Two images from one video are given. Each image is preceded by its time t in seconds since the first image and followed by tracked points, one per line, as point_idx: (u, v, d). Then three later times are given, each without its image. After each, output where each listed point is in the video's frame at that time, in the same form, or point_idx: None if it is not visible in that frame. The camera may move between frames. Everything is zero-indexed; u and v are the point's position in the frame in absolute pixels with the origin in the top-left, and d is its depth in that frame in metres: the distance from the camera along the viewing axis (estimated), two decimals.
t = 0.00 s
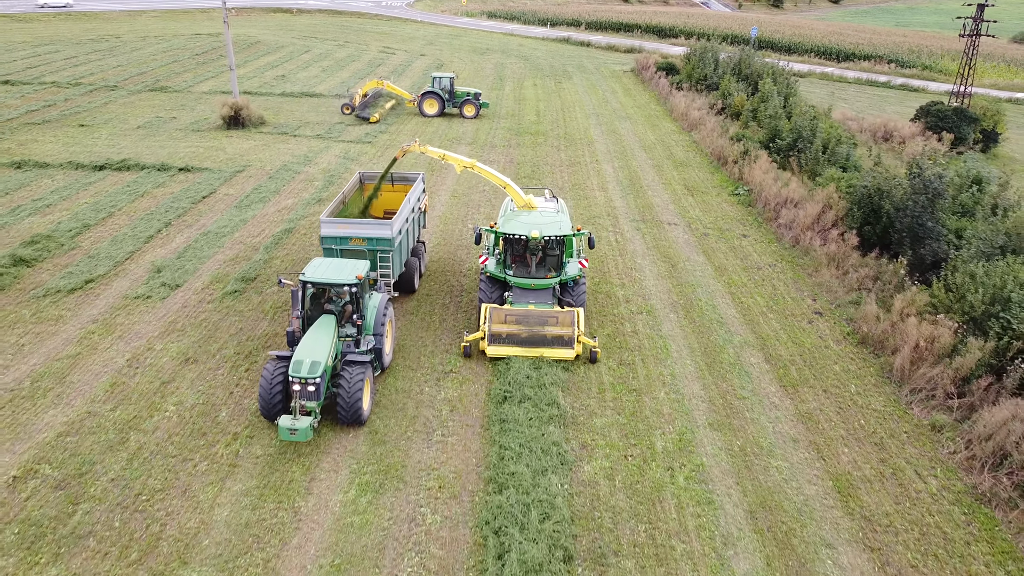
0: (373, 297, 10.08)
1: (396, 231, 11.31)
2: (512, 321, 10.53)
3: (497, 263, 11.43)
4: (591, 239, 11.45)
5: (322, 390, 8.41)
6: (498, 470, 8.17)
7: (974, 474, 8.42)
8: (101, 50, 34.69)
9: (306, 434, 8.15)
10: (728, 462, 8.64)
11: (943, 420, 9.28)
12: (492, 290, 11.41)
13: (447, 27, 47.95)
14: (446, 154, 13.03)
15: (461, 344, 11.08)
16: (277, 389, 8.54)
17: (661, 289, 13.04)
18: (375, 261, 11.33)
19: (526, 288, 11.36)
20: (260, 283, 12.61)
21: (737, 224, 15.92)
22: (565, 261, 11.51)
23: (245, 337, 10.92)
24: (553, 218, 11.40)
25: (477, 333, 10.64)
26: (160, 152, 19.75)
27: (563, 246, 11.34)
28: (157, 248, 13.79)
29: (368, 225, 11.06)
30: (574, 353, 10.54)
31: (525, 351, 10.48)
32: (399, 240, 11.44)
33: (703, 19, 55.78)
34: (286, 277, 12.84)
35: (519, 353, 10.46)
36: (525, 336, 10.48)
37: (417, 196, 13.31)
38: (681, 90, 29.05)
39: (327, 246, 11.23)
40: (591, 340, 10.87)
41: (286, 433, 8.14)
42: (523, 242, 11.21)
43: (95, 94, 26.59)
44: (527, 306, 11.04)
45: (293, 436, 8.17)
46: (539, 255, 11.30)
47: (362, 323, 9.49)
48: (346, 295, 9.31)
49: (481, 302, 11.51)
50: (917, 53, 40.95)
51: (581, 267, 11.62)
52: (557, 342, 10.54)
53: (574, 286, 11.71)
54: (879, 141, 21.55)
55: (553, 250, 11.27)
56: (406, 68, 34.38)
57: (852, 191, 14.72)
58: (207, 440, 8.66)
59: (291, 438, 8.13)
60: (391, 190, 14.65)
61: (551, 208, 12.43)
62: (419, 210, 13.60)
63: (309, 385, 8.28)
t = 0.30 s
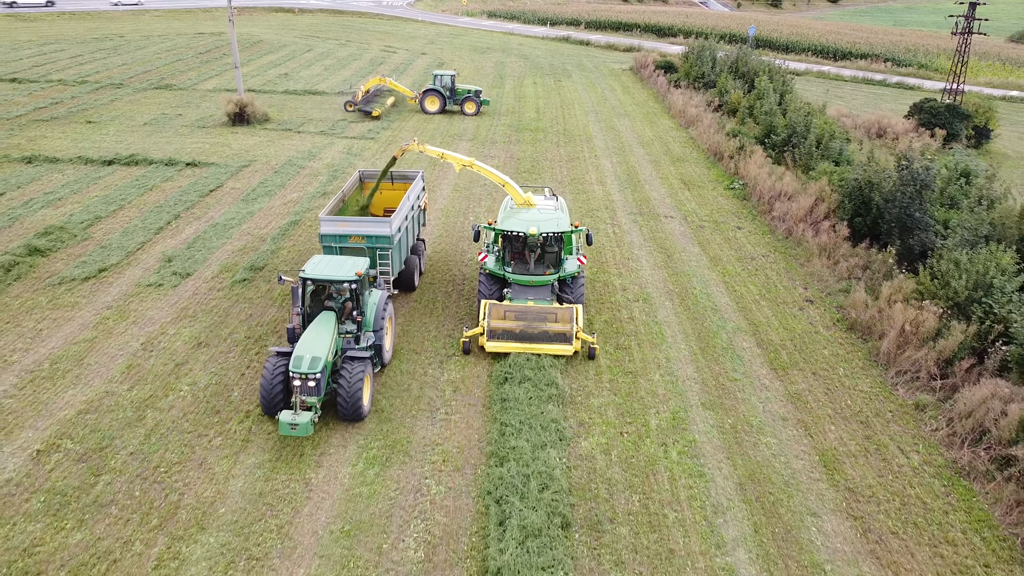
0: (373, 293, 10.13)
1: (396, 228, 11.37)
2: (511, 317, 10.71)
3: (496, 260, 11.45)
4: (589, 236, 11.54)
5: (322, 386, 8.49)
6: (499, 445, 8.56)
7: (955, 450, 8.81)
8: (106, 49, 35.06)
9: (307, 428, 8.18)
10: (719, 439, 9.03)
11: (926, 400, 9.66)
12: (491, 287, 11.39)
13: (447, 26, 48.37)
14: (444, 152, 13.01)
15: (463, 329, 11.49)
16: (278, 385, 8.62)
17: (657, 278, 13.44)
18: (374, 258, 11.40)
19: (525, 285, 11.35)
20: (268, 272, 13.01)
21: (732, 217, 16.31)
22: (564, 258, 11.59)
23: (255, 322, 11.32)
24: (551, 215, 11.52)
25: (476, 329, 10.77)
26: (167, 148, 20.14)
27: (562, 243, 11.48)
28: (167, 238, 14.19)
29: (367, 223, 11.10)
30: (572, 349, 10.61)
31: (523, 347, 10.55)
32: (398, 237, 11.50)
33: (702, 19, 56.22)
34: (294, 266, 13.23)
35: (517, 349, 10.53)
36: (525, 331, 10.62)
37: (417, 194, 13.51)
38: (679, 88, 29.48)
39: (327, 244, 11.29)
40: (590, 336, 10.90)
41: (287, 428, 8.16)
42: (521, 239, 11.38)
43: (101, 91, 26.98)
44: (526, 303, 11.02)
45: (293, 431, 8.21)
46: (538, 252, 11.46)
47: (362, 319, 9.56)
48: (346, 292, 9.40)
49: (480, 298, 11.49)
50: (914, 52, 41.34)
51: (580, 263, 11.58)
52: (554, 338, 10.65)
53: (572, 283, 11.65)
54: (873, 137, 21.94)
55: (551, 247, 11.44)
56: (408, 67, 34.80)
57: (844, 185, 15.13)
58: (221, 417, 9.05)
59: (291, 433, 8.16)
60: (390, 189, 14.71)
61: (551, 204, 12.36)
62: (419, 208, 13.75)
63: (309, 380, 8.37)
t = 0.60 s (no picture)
0: (373, 291, 10.16)
1: (396, 226, 11.36)
2: (510, 314, 10.75)
3: (496, 258, 11.51)
4: (588, 234, 11.58)
5: (322, 383, 8.51)
6: (500, 424, 8.92)
7: (938, 429, 9.16)
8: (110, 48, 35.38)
9: (308, 425, 8.25)
10: (712, 419, 9.39)
11: (912, 383, 10.01)
12: (491, 285, 11.51)
13: (448, 25, 48.73)
14: (444, 151, 12.93)
15: (465, 317, 11.86)
16: (279, 382, 8.68)
17: (654, 268, 13.79)
18: (374, 256, 11.40)
19: (524, 283, 11.42)
20: (275, 262, 13.36)
21: (728, 211, 16.66)
22: (564, 256, 11.61)
23: (263, 309, 11.68)
24: (550, 214, 11.55)
25: (475, 326, 10.79)
26: (173, 144, 20.48)
27: (562, 242, 11.55)
28: (176, 231, 14.53)
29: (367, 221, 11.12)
30: (571, 347, 10.60)
31: (522, 344, 10.55)
32: (399, 235, 11.49)
33: (700, 18, 56.61)
34: (300, 257, 13.58)
35: (516, 346, 10.54)
36: (524, 329, 10.61)
37: (417, 193, 13.59)
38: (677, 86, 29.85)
39: (327, 241, 11.31)
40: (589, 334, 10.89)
41: (287, 425, 8.25)
42: (520, 237, 11.42)
43: (106, 89, 27.31)
44: (525, 300, 11.09)
45: (294, 428, 8.27)
46: (537, 250, 11.54)
47: (362, 316, 9.58)
48: (346, 289, 9.42)
49: (480, 296, 11.59)
50: (911, 51, 41.70)
51: (580, 261, 11.64)
52: (554, 335, 10.63)
53: (572, 281, 11.70)
54: (868, 133, 22.28)
55: (551, 245, 11.51)
56: (409, 65, 35.16)
57: (836, 178, 15.48)
58: (233, 398, 9.41)
59: (292, 430, 8.23)
60: (391, 188, 14.73)
61: (551, 203, 12.37)
62: (419, 207, 13.80)
63: (310, 377, 8.39)
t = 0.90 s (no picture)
0: (372, 290, 10.15)
1: (396, 226, 11.27)
2: (510, 313, 10.65)
3: (497, 257, 11.52)
4: (589, 233, 11.60)
5: (323, 382, 8.49)
6: (502, 406, 9.25)
7: (925, 412, 9.47)
8: (114, 47, 35.69)
9: (309, 425, 8.31)
10: (706, 402, 9.71)
11: (901, 368, 10.34)
12: (491, 283, 11.56)
13: (449, 24, 49.08)
14: (445, 151, 12.97)
15: (467, 307, 12.20)
16: (279, 381, 8.69)
17: (652, 260, 14.11)
18: (374, 256, 11.32)
19: (525, 281, 11.49)
20: (281, 254, 13.67)
21: (725, 205, 16.99)
22: (564, 255, 11.63)
23: (271, 299, 12.00)
24: (552, 212, 11.65)
25: (476, 324, 10.73)
26: (179, 140, 20.81)
27: (563, 241, 11.59)
28: (184, 224, 14.85)
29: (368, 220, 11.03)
30: (572, 345, 10.62)
31: (523, 342, 10.55)
32: (399, 235, 11.40)
33: (699, 18, 57.02)
34: (306, 249, 13.90)
35: (516, 345, 10.54)
36: (524, 327, 10.59)
37: (417, 193, 13.44)
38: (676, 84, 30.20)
39: (327, 241, 11.24)
40: (589, 332, 10.92)
41: (290, 424, 8.30)
42: (521, 237, 11.56)
43: (111, 87, 27.63)
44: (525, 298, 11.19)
45: (296, 428, 8.32)
46: (538, 249, 11.59)
47: (361, 316, 9.56)
48: (345, 289, 9.49)
49: (481, 294, 11.67)
50: (908, 50, 42.05)
51: (580, 261, 11.68)
52: (554, 334, 10.63)
53: (572, 280, 11.75)
54: (864, 130, 22.59)
55: (552, 243, 11.55)
56: (410, 64, 35.50)
57: (831, 173, 15.80)
58: (244, 382, 9.73)
59: (294, 429, 8.30)
60: (391, 187, 14.73)
61: (551, 202, 12.41)
62: (419, 207, 13.70)
63: (311, 377, 8.36)
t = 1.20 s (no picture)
0: (372, 290, 10.14)
1: (396, 227, 11.27)
2: (512, 313, 10.72)
3: (498, 257, 11.53)
4: (591, 233, 11.55)
5: (324, 383, 8.51)
6: (504, 391, 9.54)
7: (915, 398, 9.76)
8: (117, 46, 35.98)
9: (310, 425, 8.30)
10: (702, 388, 10.01)
11: (892, 356, 10.63)
12: (493, 283, 11.57)
13: (449, 24, 49.40)
14: (445, 151, 12.93)
15: (469, 298, 12.49)
16: (280, 382, 8.71)
17: (650, 254, 14.40)
18: (374, 257, 11.33)
19: (526, 282, 11.51)
20: (287, 247, 13.96)
21: (722, 201, 17.27)
22: (566, 255, 11.63)
23: (278, 290, 12.29)
24: (553, 212, 11.64)
25: (478, 324, 10.80)
26: (185, 137, 21.10)
27: (564, 241, 11.57)
28: (191, 218, 15.14)
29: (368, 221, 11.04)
30: (572, 345, 10.66)
31: (524, 342, 10.60)
32: (399, 236, 11.40)
33: (698, 17, 57.37)
34: (311, 243, 14.19)
35: (518, 345, 10.60)
36: (526, 327, 10.66)
37: (418, 193, 13.36)
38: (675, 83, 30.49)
39: (327, 241, 11.25)
40: (591, 332, 10.95)
41: (290, 425, 8.29)
42: (523, 237, 11.52)
43: (116, 85, 27.92)
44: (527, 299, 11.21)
45: (297, 428, 8.32)
46: (540, 249, 11.57)
47: (362, 316, 9.54)
48: (345, 289, 9.42)
49: (482, 294, 11.67)
50: (905, 49, 42.35)
51: (581, 261, 11.70)
52: (555, 334, 10.70)
53: (574, 280, 11.83)
54: (861, 127, 22.88)
55: (553, 244, 11.51)
56: (411, 63, 35.80)
57: (826, 168, 16.09)
58: (253, 369, 10.02)
59: (296, 430, 8.29)
60: (391, 187, 14.67)
61: (553, 202, 12.41)
62: (419, 207, 13.65)
63: (312, 377, 8.40)
